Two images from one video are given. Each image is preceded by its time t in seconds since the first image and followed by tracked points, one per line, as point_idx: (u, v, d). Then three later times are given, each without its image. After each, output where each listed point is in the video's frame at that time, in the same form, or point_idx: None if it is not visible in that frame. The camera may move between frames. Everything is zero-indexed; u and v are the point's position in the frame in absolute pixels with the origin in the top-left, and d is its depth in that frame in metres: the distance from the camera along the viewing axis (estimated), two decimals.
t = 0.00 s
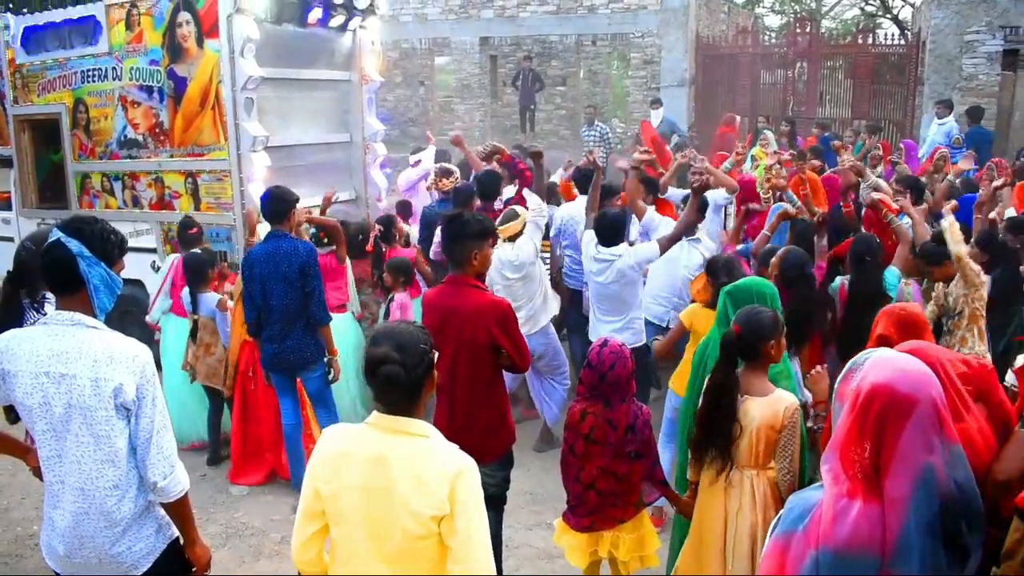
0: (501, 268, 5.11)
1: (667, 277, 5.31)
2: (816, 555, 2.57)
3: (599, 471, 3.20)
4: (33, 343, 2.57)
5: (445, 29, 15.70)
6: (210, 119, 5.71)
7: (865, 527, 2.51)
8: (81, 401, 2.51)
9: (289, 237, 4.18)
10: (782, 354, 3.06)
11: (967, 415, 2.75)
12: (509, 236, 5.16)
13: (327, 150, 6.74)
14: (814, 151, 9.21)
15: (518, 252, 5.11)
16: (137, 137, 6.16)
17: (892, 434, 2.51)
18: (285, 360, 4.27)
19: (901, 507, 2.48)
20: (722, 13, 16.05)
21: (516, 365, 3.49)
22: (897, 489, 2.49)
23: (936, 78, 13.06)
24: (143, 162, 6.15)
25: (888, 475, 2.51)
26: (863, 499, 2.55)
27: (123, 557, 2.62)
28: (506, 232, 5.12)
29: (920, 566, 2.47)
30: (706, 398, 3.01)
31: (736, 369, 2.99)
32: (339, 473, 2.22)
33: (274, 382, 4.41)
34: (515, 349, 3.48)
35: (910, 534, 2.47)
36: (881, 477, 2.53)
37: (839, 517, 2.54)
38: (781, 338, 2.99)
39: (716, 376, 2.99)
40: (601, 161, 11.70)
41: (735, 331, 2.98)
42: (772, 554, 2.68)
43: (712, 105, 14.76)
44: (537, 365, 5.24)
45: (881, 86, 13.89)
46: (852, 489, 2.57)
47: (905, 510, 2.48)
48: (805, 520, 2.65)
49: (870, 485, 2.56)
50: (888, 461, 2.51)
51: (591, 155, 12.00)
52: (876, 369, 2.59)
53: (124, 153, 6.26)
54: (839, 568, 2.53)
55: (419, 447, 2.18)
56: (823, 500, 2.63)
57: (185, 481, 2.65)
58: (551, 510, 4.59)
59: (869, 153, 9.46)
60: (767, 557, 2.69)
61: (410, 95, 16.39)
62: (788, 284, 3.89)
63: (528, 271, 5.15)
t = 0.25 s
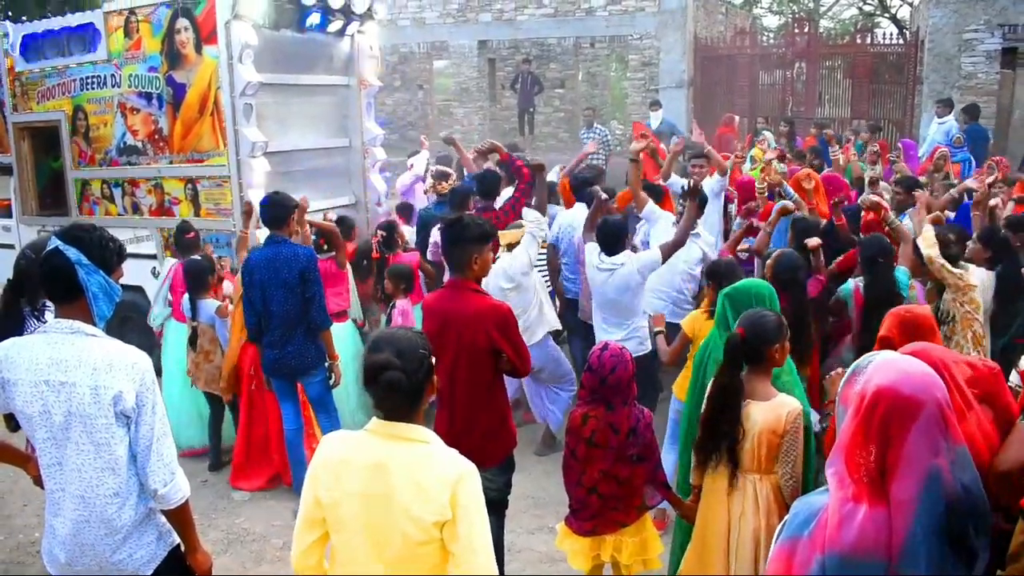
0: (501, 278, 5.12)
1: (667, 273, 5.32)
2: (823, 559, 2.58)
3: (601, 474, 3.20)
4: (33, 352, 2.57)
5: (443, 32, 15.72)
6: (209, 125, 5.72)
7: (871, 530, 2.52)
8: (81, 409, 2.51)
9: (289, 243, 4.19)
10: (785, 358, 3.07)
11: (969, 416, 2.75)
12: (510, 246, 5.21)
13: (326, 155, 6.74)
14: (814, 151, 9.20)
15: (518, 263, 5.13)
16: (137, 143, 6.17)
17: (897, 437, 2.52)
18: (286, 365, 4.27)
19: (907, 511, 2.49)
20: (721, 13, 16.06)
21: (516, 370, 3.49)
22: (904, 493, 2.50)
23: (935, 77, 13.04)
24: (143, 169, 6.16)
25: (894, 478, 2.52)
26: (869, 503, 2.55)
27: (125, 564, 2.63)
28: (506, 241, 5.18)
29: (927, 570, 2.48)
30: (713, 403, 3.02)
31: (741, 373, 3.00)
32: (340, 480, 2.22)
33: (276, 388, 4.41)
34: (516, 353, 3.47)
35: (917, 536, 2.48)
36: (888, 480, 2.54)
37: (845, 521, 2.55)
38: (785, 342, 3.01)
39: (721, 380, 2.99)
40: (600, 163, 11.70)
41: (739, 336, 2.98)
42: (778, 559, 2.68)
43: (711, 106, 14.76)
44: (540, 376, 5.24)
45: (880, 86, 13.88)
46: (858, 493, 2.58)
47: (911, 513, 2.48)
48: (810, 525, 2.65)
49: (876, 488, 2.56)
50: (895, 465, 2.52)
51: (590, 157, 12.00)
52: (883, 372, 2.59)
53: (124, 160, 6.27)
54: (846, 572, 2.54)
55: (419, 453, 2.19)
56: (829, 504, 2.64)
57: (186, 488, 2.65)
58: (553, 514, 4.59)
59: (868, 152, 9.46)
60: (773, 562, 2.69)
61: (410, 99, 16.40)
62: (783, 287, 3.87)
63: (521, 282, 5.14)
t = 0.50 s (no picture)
0: (516, 276, 5.13)
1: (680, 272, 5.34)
2: (851, 565, 2.57)
3: (621, 477, 3.19)
4: (53, 358, 2.59)
5: (457, 35, 15.74)
6: (226, 130, 5.75)
7: (900, 535, 2.50)
8: (102, 414, 2.53)
9: (307, 247, 4.21)
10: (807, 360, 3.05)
11: (995, 417, 2.73)
12: (522, 244, 5.20)
13: (342, 158, 6.76)
14: (832, 150, 9.14)
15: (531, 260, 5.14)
16: (154, 149, 6.21)
17: (926, 442, 2.50)
18: (305, 369, 4.28)
19: (937, 515, 2.48)
20: (735, 12, 16.01)
21: (534, 373, 3.47)
22: (934, 498, 2.48)
23: (953, 73, 12.88)
24: (160, 174, 6.20)
25: (924, 483, 2.50)
26: (897, 508, 2.54)
27: (146, 568, 2.64)
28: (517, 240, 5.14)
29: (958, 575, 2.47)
30: (736, 407, 3.00)
31: (763, 377, 2.98)
32: (357, 486, 2.21)
33: (295, 391, 4.42)
34: (533, 357, 3.46)
35: (947, 542, 2.47)
36: (917, 485, 2.52)
37: (873, 527, 2.54)
38: (807, 344, 2.99)
39: (743, 383, 2.98)
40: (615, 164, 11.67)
41: (761, 338, 2.96)
42: (805, 565, 2.68)
43: (726, 106, 14.70)
44: (556, 377, 5.23)
45: (896, 83, 13.75)
46: (885, 498, 2.56)
47: (941, 518, 2.47)
48: (837, 531, 2.64)
49: (904, 493, 2.55)
50: (924, 469, 2.50)
51: (605, 158, 11.98)
52: (912, 374, 2.56)
53: (142, 166, 6.31)
54: None
55: (435, 457, 2.19)
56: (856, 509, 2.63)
57: (206, 492, 2.66)
58: (572, 516, 4.58)
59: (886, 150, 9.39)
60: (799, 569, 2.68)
61: (424, 102, 16.44)
62: (795, 279, 3.85)
63: (537, 280, 5.14)
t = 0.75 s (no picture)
0: (549, 272, 5.17)
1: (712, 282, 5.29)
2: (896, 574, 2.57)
3: (654, 482, 3.16)
4: (89, 362, 2.62)
5: (486, 38, 15.78)
6: (258, 135, 5.81)
7: (947, 544, 2.49)
8: (137, 418, 2.56)
9: (338, 252, 4.22)
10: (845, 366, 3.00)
11: None
12: (555, 242, 5.19)
13: (373, 162, 6.79)
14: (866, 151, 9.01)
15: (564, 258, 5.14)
16: (188, 154, 6.28)
17: (972, 450, 2.46)
18: (337, 372, 4.29)
19: (984, 524, 2.45)
20: (766, 11, 15.86)
21: (565, 377, 3.45)
22: (981, 507, 2.45)
23: (990, 72, 12.73)
24: (194, 179, 6.27)
25: (970, 492, 2.47)
26: (943, 516, 2.52)
27: (180, 570, 2.66)
28: (550, 237, 5.14)
29: None
30: (772, 414, 2.95)
31: (800, 383, 2.93)
32: (386, 491, 2.21)
33: (327, 394, 4.44)
34: (565, 361, 3.43)
35: (994, 550, 2.45)
36: (963, 494, 2.49)
37: (919, 537, 2.53)
38: (845, 350, 2.94)
39: (780, 389, 2.93)
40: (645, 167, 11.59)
41: (798, 343, 2.92)
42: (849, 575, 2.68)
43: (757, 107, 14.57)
44: (586, 376, 5.19)
45: (932, 82, 13.51)
46: (930, 507, 2.55)
47: (989, 527, 2.45)
48: (882, 541, 2.65)
49: (949, 502, 2.52)
50: (970, 478, 2.47)
51: (635, 160, 11.91)
52: (959, 381, 2.51)
53: (176, 171, 6.39)
54: None
55: (464, 461, 2.19)
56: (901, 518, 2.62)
57: (239, 495, 2.67)
58: (604, 521, 4.54)
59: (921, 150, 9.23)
60: None
61: (454, 105, 16.51)
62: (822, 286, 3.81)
63: (569, 277, 5.15)
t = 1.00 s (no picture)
0: (566, 280, 5.13)
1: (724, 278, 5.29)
2: None
3: (672, 487, 3.14)
4: (107, 366, 2.63)
5: (501, 42, 15.80)
6: (274, 139, 5.83)
7: (973, 552, 2.51)
8: (154, 422, 2.56)
9: (354, 256, 4.23)
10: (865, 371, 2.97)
11: None
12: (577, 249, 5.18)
13: (388, 166, 6.80)
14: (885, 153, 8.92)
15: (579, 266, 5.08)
16: (205, 159, 6.31)
17: (999, 458, 2.50)
18: (352, 376, 4.29)
19: (1010, 532, 2.49)
20: (781, 14, 15.61)
21: (581, 382, 3.43)
22: (1007, 514, 2.49)
23: (1008, 73, 12.63)
24: (210, 183, 6.30)
25: (996, 500, 2.50)
26: (968, 525, 2.54)
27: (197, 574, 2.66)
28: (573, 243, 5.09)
29: None
30: (790, 420, 2.93)
31: (820, 388, 2.90)
32: (400, 497, 2.20)
33: (342, 398, 4.44)
34: (581, 365, 3.42)
35: (1019, 557, 2.49)
36: (989, 501, 2.52)
37: (944, 545, 2.54)
38: (865, 355, 2.91)
39: (800, 394, 2.91)
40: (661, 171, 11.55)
41: (817, 348, 2.89)
42: None
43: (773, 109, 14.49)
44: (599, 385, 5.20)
45: (950, 83, 13.39)
46: (955, 515, 2.56)
47: (1015, 535, 2.48)
48: (909, 552, 2.62)
49: (973, 510, 2.54)
50: (996, 485, 2.50)
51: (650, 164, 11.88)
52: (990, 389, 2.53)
53: (193, 175, 6.42)
54: None
55: (475, 465, 2.18)
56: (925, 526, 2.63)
57: (256, 499, 2.67)
58: (619, 526, 4.52)
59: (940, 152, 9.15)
60: None
61: (469, 109, 16.54)
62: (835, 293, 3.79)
63: (585, 286, 5.11)
